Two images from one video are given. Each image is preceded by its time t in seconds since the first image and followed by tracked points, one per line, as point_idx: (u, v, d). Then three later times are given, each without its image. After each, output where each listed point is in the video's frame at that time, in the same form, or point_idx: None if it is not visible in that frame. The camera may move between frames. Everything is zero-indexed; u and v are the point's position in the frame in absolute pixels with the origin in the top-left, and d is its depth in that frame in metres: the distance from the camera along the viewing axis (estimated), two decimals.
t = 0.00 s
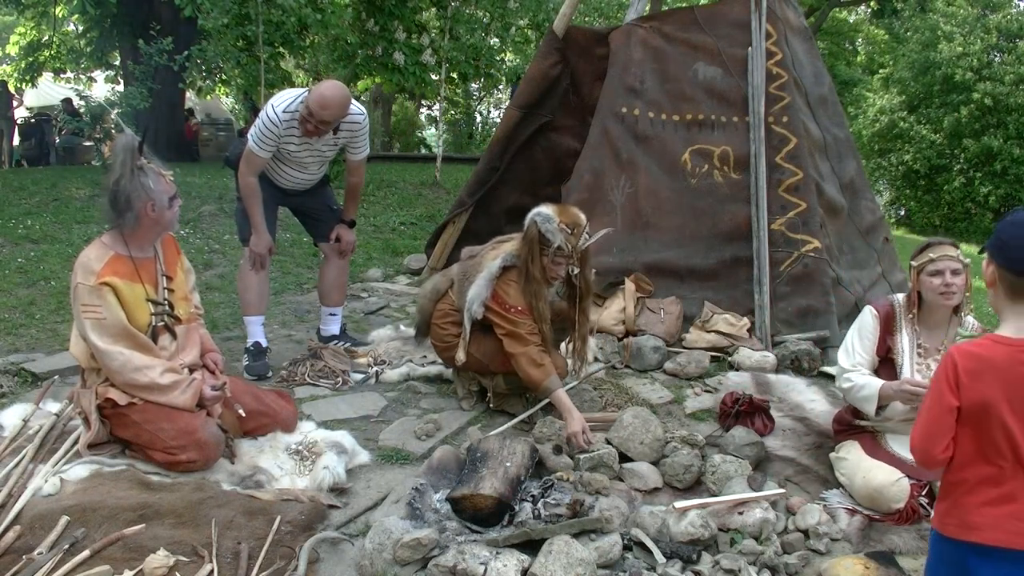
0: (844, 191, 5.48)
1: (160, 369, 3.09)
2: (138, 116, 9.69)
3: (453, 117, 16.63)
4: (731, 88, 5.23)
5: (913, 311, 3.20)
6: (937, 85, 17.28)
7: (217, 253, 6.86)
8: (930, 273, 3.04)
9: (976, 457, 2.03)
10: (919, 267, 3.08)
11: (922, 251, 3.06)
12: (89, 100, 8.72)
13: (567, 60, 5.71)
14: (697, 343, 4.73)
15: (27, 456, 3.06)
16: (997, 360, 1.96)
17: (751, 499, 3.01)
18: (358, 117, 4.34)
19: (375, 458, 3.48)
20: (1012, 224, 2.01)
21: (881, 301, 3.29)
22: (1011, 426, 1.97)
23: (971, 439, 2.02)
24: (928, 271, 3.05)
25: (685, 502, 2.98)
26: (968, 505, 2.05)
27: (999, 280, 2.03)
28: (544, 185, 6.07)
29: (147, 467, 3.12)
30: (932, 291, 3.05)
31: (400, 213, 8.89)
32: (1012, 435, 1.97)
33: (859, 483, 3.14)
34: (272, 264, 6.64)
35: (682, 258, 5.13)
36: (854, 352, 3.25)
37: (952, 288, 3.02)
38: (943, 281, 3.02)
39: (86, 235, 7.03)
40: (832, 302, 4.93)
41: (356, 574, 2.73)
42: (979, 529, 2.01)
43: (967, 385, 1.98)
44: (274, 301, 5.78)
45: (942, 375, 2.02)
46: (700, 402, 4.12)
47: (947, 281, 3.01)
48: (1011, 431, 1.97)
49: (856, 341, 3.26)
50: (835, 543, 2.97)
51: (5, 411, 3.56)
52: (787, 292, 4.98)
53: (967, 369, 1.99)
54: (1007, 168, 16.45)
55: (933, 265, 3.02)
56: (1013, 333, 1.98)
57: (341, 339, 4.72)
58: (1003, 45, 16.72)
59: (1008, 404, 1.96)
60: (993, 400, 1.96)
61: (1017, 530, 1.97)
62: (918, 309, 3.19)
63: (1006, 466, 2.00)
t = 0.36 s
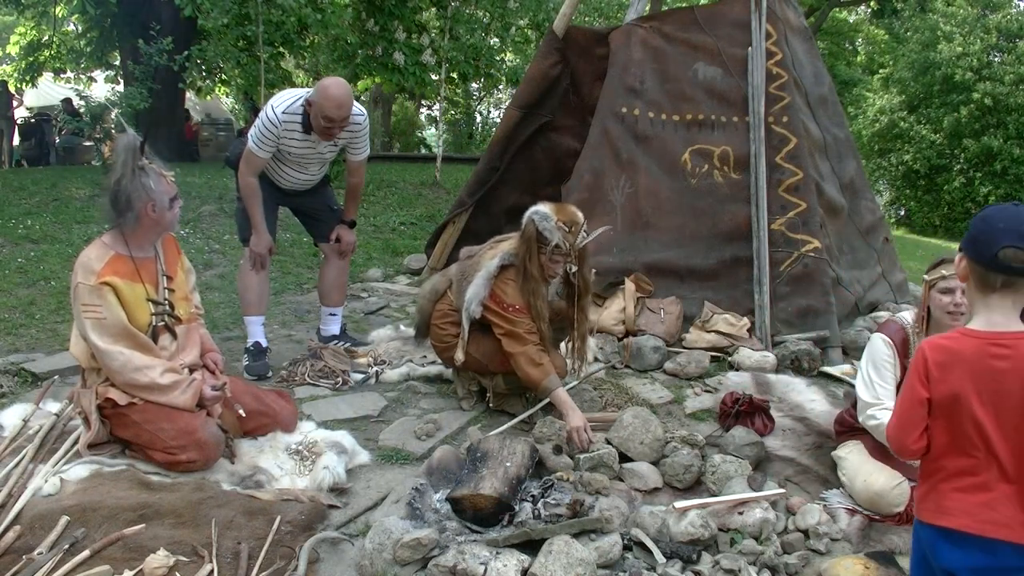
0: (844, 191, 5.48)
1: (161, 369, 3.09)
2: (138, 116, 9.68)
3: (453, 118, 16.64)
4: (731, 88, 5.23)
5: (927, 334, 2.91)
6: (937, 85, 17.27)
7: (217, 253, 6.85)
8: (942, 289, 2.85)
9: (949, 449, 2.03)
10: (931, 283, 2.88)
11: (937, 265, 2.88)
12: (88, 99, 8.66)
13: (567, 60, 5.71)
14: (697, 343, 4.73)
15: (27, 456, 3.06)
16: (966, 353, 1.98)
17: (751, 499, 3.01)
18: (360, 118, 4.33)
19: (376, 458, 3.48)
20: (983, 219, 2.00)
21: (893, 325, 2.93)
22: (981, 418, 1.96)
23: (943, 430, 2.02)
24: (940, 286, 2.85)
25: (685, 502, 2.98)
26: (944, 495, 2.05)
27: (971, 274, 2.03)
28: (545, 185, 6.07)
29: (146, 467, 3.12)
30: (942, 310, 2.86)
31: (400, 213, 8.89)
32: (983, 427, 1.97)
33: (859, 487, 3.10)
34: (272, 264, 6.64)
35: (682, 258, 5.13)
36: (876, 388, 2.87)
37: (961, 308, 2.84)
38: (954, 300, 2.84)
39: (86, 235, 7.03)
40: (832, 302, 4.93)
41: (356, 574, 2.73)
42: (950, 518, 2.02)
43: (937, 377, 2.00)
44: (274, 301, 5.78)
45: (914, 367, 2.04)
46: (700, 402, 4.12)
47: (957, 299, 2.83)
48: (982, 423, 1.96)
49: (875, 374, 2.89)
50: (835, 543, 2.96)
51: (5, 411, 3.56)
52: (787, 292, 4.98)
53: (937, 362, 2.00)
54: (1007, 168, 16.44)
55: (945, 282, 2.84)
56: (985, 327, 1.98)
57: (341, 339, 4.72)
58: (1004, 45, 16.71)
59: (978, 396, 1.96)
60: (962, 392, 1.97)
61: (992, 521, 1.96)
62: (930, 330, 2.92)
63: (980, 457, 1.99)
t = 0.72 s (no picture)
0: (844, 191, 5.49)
1: (161, 369, 3.08)
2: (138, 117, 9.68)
3: (453, 118, 16.65)
4: (731, 88, 5.23)
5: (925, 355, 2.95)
6: (937, 85, 17.26)
7: (217, 253, 6.85)
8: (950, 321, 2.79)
9: (931, 445, 2.06)
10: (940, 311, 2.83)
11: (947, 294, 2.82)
12: (89, 101, 8.72)
13: (567, 60, 5.71)
14: (697, 343, 4.74)
15: (27, 456, 3.06)
16: (946, 350, 2.01)
17: (751, 499, 3.01)
18: (362, 118, 4.33)
19: (375, 459, 3.48)
20: (966, 217, 2.03)
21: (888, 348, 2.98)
22: (961, 413, 1.99)
23: (925, 427, 2.05)
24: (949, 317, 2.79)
25: (685, 502, 2.98)
26: (930, 491, 2.07)
27: (953, 272, 2.06)
28: (544, 185, 6.07)
29: (147, 467, 3.12)
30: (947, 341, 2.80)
31: (400, 213, 8.89)
32: (963, 423, 2.00)
33: (859, 487, 3.09)
34: (272, 264, 6.65)
35: (682, 258, 5.13)
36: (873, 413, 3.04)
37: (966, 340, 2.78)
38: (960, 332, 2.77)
39: (86, 235, 7.03)
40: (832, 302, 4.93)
41: (356, 574, 2.73)
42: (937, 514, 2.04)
43: (918, 373, 2.04)
44: (274, 301, 5.78)
45: (896, 362, 2.08)
46: (700, 402, 4.12)
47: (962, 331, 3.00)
48: (962, 419, 1.99)
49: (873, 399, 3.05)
50: (835, 543, 2.96)
51: (5, 411, 3.56)
52: (787, 292, 4.98)
53: (917, 359, 2.04)
54: (1007, 168, 16.45)
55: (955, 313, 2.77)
56: (965, 324, 2.02)
57: (341, 339, 4.72)
58: (1003, 45, 16.70)
59: (958, 392, 1.99)
60: (942, 388, 2.00)
61: (976, 517, 1.99)
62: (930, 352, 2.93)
63: (961, 452, 2.02)
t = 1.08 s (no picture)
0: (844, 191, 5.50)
1: (161, 369, 3.08)
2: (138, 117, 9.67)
3: (453, 118, 16.64)
4: (731, 88, 5.23)
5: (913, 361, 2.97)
6: (937, 85, 17.27)
7: (217, 253, 6.85)
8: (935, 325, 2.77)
9: (918, 446, 2.06)
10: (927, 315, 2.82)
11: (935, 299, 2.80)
12: (89, 101, 8.72)
13: (567, 60, 5.72)
14: (697, 343, 4.73)
15: (27, 456, 3.06)
16: (930, 349, 2.01)
17: (751, 499, 3.01)
18: (360, 117, 4.34)
19: (376, 459, 3.48)
20: (951, 217, 2.04)
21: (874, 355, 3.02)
22: (946, 413, 2.00)
23: (912, 428, 2.06)
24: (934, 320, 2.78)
25: (685, 502, 2.98)
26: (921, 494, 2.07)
27: (940, 273, 2.07)
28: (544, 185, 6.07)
29: (146, 467, 3.12)
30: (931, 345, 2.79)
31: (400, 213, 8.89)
32: (949, 424, 2.00)
33: (857, 488, 3.09)
34: (272, 264, 6.65)
35: (682, 258, 5.13)
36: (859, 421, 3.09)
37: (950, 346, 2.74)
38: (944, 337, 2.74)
39: (86, 235, 7.03)
40: (832, 302, 4.93)
41: (356, 574, 2.73)
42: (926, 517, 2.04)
43: (903, 372, 2.05)
44: (274, 301, 5.79)
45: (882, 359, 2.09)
46: (700, 402, 4.12)
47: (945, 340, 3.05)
48: (948, 420, 2.00)
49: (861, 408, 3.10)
50: (835, 543, 2.96)
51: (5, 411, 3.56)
52: (787, 292, 4.98)
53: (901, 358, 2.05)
54: (1007, 168, 16.46)
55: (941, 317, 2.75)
56: (950, 324, 2.02)
57: (341, 339, 4.72)
58: (1003, 45, 16.70)
59: (943, 392, 2.00)
60: (927, 388, 2.01)
61: (966, 518, 1.99)
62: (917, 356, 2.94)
63: (948, 453, 2.02)
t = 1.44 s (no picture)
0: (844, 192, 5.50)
1: (161, 369, 3.08)
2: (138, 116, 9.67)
3: (453, 118, 16.64)
4: (731, 88, 5.23)
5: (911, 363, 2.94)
6: (937, 85, 17.27)
7: (217, 253, 6.85)
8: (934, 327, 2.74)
9: (907, 442, 2.08)
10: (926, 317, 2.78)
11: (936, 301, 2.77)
12: (89, 101, 8.72)
13: (567, 60, 5.72)
14: (697, 343, 4.73)
15: (27, 456, 3.06)
16: (916, 342, 2.04)
17: (751, 499, 3.01)
18: (358, 117, 4.34)
19: (376, 459, 3.48)
20: (946, 218, 2.07)
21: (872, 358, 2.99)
22: (930, 407, 2.02)
23: (899, 423, 2.09)
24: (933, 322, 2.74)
25: (685, 502, 2.99)
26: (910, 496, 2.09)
27: (934, 273, 2.09)
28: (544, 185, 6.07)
29: (146, 467, 3.12)
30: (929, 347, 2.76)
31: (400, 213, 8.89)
32: (933, 419, 2.01)
33: (857, 489, 3.09)
34: (272, 263, 6.65)
35: (681, 258, 5.13)
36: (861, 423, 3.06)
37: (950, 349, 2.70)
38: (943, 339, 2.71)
39: (86, 235, 7.03)
40: (832, 302, 4.93)
41: (356, 574, 2.73)
42: (915, 520, 2.06)
43: (891, 365, 2.09)
44: (274, 301, 5.79)
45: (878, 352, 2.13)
46: (700, 402, 4.12)
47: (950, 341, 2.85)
48: (930, 415, 2.02)
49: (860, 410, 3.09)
50: (835, 543, 2.96)
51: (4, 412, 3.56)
52: (787, 292, 4.98)
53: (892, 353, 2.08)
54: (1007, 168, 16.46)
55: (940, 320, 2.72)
56: (941, 317, 2.04)
57: (341, 339, 4.72)
58: (1004, 45, 16.69)
59: (927, 386, 2.02)
60: (911, 382, 2.04)
61: (951, 515, 2.00)
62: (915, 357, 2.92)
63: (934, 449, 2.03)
